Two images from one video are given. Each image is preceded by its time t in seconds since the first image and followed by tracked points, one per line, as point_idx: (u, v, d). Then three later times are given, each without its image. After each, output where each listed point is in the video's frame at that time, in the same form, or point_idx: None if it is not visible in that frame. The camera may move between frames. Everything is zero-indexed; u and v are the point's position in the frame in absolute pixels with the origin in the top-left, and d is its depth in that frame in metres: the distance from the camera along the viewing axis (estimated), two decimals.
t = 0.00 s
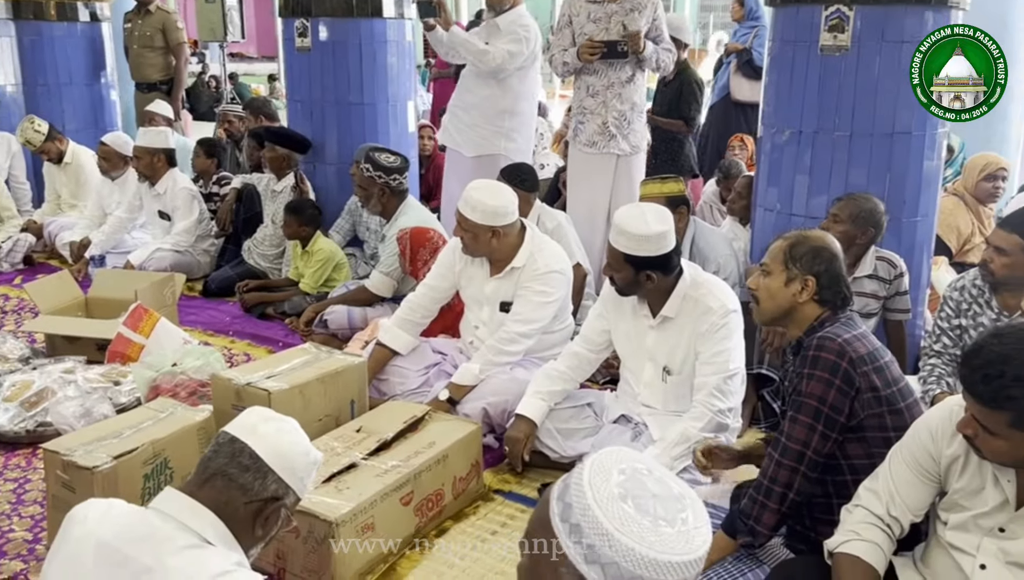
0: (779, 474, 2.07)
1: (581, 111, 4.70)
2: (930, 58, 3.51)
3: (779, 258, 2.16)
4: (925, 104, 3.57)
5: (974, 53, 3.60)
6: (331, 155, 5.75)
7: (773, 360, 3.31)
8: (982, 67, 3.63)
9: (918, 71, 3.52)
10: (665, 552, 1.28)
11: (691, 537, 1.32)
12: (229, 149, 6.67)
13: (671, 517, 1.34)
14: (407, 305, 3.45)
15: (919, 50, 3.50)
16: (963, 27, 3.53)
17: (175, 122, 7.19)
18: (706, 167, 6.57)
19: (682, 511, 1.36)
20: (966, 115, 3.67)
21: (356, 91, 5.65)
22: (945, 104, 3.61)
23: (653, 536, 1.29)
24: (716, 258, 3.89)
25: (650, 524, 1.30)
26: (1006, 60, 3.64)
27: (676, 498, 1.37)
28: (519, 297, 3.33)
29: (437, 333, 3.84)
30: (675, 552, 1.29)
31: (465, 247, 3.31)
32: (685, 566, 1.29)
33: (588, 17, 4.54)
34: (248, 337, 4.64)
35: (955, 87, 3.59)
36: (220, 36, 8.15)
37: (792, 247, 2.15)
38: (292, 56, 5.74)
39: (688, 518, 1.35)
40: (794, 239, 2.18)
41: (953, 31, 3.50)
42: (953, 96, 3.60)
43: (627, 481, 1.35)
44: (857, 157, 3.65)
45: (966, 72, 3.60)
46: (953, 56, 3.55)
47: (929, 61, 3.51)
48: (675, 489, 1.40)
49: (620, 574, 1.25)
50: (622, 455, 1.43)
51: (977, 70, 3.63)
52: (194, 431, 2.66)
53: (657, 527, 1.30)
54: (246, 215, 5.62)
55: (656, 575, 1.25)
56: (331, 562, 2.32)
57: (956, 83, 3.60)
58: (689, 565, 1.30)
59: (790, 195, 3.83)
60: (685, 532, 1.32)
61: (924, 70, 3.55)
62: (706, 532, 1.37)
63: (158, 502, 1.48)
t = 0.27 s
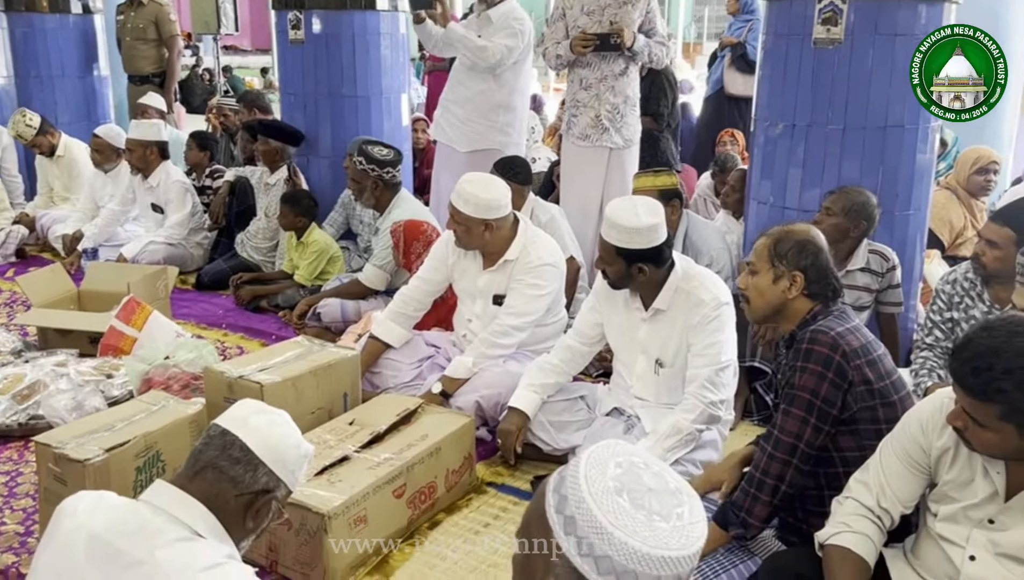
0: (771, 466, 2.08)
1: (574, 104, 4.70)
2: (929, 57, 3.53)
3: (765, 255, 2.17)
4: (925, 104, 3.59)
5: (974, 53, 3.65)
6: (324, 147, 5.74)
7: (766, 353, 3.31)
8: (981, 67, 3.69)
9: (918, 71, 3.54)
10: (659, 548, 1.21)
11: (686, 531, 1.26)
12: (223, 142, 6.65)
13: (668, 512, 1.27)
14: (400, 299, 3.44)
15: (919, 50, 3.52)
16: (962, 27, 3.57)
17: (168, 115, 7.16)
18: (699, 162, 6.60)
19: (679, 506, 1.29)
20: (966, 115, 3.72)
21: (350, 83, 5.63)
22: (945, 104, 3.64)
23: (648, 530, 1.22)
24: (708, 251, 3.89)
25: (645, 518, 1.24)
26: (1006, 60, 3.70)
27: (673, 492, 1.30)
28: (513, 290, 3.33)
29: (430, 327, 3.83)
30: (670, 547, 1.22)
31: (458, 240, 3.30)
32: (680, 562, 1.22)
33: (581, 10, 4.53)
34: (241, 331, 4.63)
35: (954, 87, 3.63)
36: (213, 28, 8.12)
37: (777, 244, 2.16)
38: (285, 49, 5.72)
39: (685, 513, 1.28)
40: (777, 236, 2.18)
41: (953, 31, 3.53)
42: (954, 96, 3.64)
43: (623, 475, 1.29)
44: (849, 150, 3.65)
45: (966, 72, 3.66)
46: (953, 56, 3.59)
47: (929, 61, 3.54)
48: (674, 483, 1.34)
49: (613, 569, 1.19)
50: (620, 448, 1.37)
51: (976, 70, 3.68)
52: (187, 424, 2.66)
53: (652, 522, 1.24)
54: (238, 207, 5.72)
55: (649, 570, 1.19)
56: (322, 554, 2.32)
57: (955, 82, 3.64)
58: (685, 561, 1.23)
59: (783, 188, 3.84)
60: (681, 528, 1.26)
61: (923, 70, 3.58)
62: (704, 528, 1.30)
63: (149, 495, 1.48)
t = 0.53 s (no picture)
0: (762, 461, 2.08)
1: (566, 98, 4.69)
2: (930, 57, 3.53)
3: (739, 270, 2.17)
4: (925, 104, 3.60)
5: (973, 53, 3.66)
6: (317, 141, 5.72)
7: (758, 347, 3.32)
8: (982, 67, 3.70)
9: (918, 71, 3.55)
10: (642, 544, 1.20)
11: (669, 527, 1.24)
12: (216, 135, 6.61)
13: (651, 507, 1.25)
14: (393, 293, 3.44)
15: (919, 51, 3.52)
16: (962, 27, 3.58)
17: (161, 108, 7.14)
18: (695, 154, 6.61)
19: (663, 502, 1.28)
20: (966, 115, 3.74)
21: (343, 77, 5.62)
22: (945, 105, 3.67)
23: (631, 526, 1.21)
24: (702, 246, 3.89)
25: (628, 514, 1.22)
26: (1006, 61, 3.70)
27: (656, 488, 1.29)
28: (505, 284, 3.32)
29: (423, 321, 3.83)
30: (653, 544, 1.20)
31: (450, 234, 3.30)
32: (663, 559, 1.20)
33: (574, 3, 4.52)
34: (233, 325, 4.63)
35: (955, 87, 3.65)
36: (207, 21, 8.09)
37: (747, 257, 2.15)
38: (278, 42, 5.70)
39: (669, 509, 1.27)
40: (746, 247, 2.18)
41: (953, 31, 3.53)
42: (954, 96, 3.67)
43: (606, 470, 1.28)
44: (841, 145, 3.65)
45: (967, 72, 3.67)
46: (953, 56, 3.60)
47: (929, 62, 3.54)
48: (658, 479, 1.32)
49: (596, 565, 1.18)
50: (605, 443, 1.35)
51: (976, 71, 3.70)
52: (177, 418, 2.66)
53: (635, 518, 1.22)
54: (230, 202, 5.60)
55: (631, 567, 1.18)
56: (313, 549, 2.32)
57: (956, 82, 3.66)
58: (668, 558, 1.21)
59: (775, 183, 3.84)
60: (665, 524, 1.24)
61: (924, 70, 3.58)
62: (688, 525, 1.29)
63: (137, 489, 1.48)
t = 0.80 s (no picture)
0: (749, 455, 2.09)
1: (556, 91, 4.69)
2: (930, 57, 3.59)
3: (724, 266, 2.16)
4: (927, 103, 3.71)
5: (972, 53, 3.77)
6: (308, 135, 5.71)
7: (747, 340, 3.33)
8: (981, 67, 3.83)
9: (919, 71, 3.60)
10: (621, 537, 1.20)
11: (648, 521, 1.25)
12: (207, 128, 6.58)
13: (631, 502, 1.26)
14: (383, 286, 3.43)
15: (919, 50, 3.57)
16: (962, 28, 3.70)
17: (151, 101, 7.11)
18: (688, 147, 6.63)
19: (643, 496, 1.28)
20: (966, 115, 3.89)
21: (333, 70, 5.59)
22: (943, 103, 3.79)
23: (610, 520, 1.22)
24: (692, 239, 3.89)
25: (607, 508, 1.23)
26: (1006, 61, 3.83)
27: (636, 483, 1.29)
28: (495, 277, 3.32)
29: (414, 314, 3.83)
30: (631, 537, 1.21)
31: (440, 228, 3.30)
32: (642, 552, 1.21)
33: None
34: (224, 318, 4.62)
35: (955, 87, 3.81)
36: (198, 14, 8.05)
37: (731, 252, 2.15)
38: (268, 34, 5.68)
39: (649, 504, 1.27)
40: (729, 243, 2.17)
41: (953, 31, 3.58)
42: (952, 95, 3.80)
43: (587, 464, 1.28)
44: (831, 138, 3.66)
45: (967, 72, 3.82)
46: (954, 56, 3.72)
47: (929, 61, 3.61)
48: (638, 473, 1.33)
49: (575, 557, 1.18)
50: (587, 437, 1.36)
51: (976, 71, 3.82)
52: (166, 411, 2.65)
53: (614, 512, 1.23)
54: (222, 194, 5.62)
55: (609, 560, 1.18)
56: (302, 542, 2.32)
57: (956, 82, 3.80)
58: (647, 551, 1.22)
59: (765, 176, 3.84)
60: (644, 518, 1.25)
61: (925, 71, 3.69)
62: (667, 519, 1.29)
63: (121, 484, 1.48)
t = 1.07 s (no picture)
0: (732, 446, 2.10)
1: (540, 82, 4.71)
2: (931, 57, 3.99)
3: (709, 254, 2.16)
4: (927, 101, 4.10)
5: (973, 53, 4.08)
6: (294, 126, 5.68)
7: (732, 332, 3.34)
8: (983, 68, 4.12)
9: (920, 71, 4.00)
10: (603, 528, 1.21)
11: (631, 511, 1.25)
12: (192, 120, 6.53)
13: (614, 492, 1.26)
14: (369, 278, 3.43)
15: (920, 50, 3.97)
16: (961, 29, 4.05)
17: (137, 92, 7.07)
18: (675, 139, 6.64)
19: (626, 486, 1.28)
20: (966, 114, 4.20)
21: (320, 61, 5.57)
22: (943, 104, 4.17)
23: (592, 510, 1.22)
24: (678, 231, 3.89)
25: (590, 498, 1.23)
26: (1005, 61, 4.08)
27: (619, 473, 1.29)
28: (481, 269, 3.32)
29: (400, 306, 3.82)
30: (613, 527, 1.22)
31: (426, 220, 3.29)
32: (624, 542, 1.21)
33: None
34: (210, 310, 4.60)
35: (955, 86, 4.12)
36: (184, 5, 8.01)
37: (717, 240, 2.15)
38: (254, 25, 5.65)
39: (632, 494, 1.28)
40: (715, 232, 2.18)
41: (951, 31, 3.98)
42: (953, 96, 4.15)
43: (571, 453, 1.28)
44: (816, 131, 3.67)
45: (967, 73, 4.11)
46: (953, 56, 4.07)
47: (930, 62, 4.01)
48: (622, 463, 1.33)
49: (557, 547, 1.19)
50: (571, 426, 1.35)
51: (977, 71, 4.11)
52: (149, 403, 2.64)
53: (597, 503, 1.23)
54: (207, 185, 5.56)
55: (592, 549, 1.19)
56: (287, 534, 2.33)
57: (955, 82, 4.12)
58: (629, 541, 1.22)
59: (751, 168, 3.86)
60: (626, 508, 1.25)
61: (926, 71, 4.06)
62: (650, 508, 1.30)
63: (97, 478, 1.47)
